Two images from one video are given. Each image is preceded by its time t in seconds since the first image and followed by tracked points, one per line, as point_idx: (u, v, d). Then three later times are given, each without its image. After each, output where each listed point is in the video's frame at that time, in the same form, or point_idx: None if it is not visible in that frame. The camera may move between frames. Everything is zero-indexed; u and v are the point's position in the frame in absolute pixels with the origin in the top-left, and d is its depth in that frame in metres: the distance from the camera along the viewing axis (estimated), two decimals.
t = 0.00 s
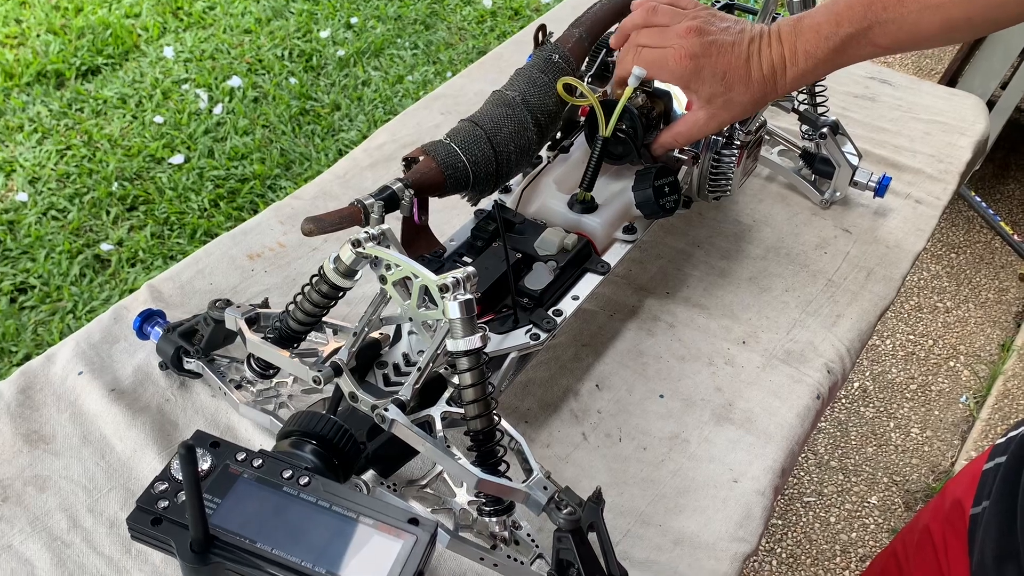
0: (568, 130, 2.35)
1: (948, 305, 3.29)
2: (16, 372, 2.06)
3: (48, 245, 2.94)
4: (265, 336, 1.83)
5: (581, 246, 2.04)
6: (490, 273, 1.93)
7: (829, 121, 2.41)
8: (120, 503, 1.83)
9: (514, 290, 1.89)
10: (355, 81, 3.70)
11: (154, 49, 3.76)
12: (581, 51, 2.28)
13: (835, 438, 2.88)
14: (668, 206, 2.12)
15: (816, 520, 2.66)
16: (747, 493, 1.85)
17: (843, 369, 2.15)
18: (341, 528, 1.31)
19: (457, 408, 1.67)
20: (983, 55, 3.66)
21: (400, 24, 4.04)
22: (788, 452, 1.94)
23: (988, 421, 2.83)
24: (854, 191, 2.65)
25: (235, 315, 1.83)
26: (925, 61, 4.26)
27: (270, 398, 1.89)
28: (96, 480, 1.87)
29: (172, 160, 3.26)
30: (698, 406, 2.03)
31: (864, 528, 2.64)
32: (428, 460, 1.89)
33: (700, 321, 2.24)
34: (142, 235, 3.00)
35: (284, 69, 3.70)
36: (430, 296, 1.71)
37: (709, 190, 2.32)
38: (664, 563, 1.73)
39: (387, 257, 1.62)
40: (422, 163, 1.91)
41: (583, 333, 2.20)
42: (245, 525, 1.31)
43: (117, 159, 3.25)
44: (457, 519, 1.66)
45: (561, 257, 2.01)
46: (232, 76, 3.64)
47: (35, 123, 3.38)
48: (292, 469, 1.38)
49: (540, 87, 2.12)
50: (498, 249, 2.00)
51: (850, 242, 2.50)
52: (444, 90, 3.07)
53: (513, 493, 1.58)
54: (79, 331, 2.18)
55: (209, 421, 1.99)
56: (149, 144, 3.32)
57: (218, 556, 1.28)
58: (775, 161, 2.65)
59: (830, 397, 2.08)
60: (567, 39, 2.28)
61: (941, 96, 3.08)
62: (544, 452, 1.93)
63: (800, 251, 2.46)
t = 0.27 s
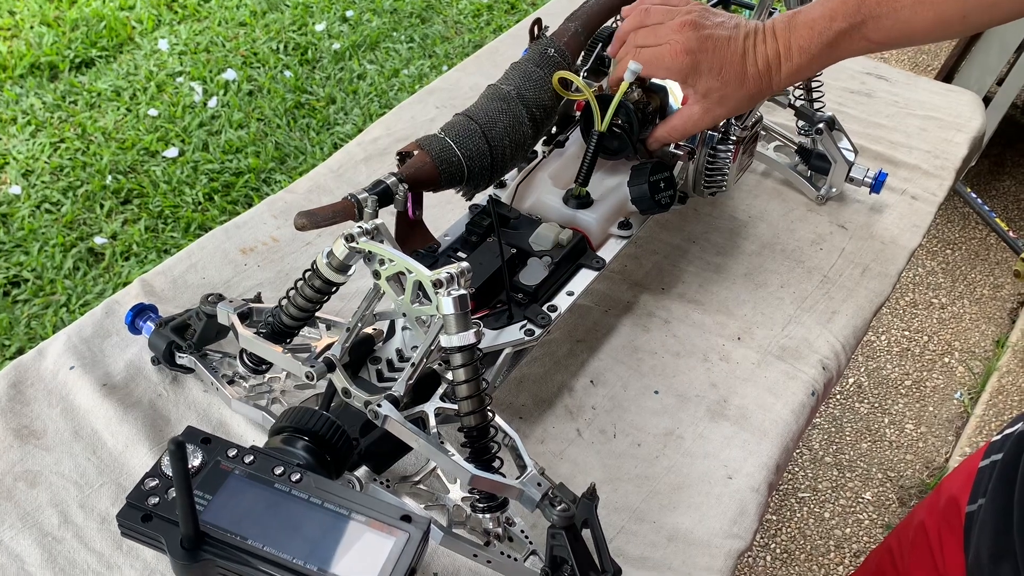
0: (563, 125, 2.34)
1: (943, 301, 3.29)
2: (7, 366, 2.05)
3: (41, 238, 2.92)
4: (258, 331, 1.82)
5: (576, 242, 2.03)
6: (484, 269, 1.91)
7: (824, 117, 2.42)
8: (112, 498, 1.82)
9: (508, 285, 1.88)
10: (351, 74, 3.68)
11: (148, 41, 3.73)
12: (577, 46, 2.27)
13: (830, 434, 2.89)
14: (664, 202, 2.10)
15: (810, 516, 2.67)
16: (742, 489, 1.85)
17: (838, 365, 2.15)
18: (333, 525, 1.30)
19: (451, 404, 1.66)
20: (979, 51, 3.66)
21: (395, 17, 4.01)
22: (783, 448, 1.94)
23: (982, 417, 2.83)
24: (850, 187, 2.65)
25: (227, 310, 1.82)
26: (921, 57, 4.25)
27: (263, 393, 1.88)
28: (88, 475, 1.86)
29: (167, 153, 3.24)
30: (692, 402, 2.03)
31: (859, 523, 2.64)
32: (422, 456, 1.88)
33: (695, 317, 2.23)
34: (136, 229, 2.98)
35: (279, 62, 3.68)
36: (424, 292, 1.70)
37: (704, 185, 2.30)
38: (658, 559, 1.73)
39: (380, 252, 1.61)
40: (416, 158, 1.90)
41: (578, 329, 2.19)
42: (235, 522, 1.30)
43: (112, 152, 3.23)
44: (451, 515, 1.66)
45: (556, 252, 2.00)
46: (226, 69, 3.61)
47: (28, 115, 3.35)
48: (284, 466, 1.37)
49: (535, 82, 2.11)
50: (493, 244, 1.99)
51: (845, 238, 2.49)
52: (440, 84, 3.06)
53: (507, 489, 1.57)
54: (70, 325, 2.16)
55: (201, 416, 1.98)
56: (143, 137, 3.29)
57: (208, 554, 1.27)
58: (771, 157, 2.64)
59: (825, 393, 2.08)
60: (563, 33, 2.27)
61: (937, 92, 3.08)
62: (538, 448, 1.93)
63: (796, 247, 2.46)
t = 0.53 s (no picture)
0: (558, 122, 2.33)
1: (936, 298, 3.30)
2: None
3: (33, 235, 2.90)
4: (251, 329, 1.81)
5: (571, 239, 2.02)
6: (479, 266, 1.91)
7: (820, 114, 2.41)
8: (104, 497, 1.81)
9: (503, 282, 1.88)
10: (345, 70, 3.67)
11: (141, 37, 3.70)
12: (571, 42, 2.26)
13: (824, 431, 2.89)
14: (659, 199, 2.10)
15: (804, 513, 2.67)
16: (736, 487, 1.85)
17: (832, 362, 2.15)
18: (326, 524, 1.29)
19: (445, 402, 1.66)
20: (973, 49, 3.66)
21: (389, 13, 4.00)
22: (778, 445, 1.94)
23: (975, 414, 2.84)
24: (844, 184, 2.65)
25: (220, 308, 1.81)
26: (915, 54, 4.26)
27: (256, 391, 1.86)
28: (80, 474, 1.84)
29: (160, 149, 3.22)
30: (687, 400, 2.03)
31: (852, 520, 2.65)
32: (416, 454, 1.87)
33: (689, 314, 2.23)
34: (129, 226, 2.96)
35: (272, 58, 3.66)
36: (419, 289, 1.70)
37: (699, 183, 2.30)
38: (652, 556, 1.73)
39: (374, 249, 1.60)
40: (410, 155, 1.89)
41: (572, 326, 2.18)
42: (229, 520, 1.29)
43: (104, 148, 3.21)
44: (445, 514, 1.65)
45: (551, 249, 2.00)
46: (220, 65, 3.59)
47: (20, 111, 3.33)
48: (278, 464, 1.36)
49: (530, 78, 2.10)
50: (487, 241, 1.98)
51: (840, 235, 2.50)
52: (435, 80, 3.04)
53: (502, 488, 1.57)
54: (62, 323, 2.15)
55: (194, 415, 1.97)
56: (136, 133, 3.27)
57: (202, 553, 1.26)
58: (766, 154, 2.64)
59: (819, 391, 2.08)
60: (557, 30, 2.26)
61: (931, 89, 3.08)
62: (533, 446, 1.92)
63: (790, 244, 2.46)
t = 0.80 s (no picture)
0: (554, 122, 2.34)
1: (930, 297, 3.32)
2: None
3: (27, 236, 2.90)
4: (250, 330, 1.81)
5: (568, 239, 2.03)
6: (477, 266, 1.92)
7: (815, 114, 2.42)
8: (103, 497, 1.81)
9: (501, 282, 1.88)
10: (339, 71, 3.67)
11: (135, 39, 3.70)
12: (568, 43, 2.27)
13: (819, 430, 2.91)
14: (656, 199, 2.11)
15: (800, 512, 2.69)
16: (733, 485, 1.86)
17: (827, 361, 2.17)
18: (327, 523, 1.30)
19: (444, 401, 1.66)
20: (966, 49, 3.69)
21: (384, 14, 4.00)
22: (774, 444, 1.95)
23: (969, 412, 2.86)
24: (839, 184, 2.67)
25: (219, 308, 1.81)
26: (908, 54, 4.29)
27: (255, 392, 1.86)
28: (78, 475, 1.84)
29: (154, 151, 3.22)
30: (684, 399, 2.04)
31: (848, 519, 2.67)
32: (415, 454, 1.88)
33: (686, 314, 2.24)
34: (124, 227, 2.96)
35: (267, 59, 3.66)
36: (417, 290, 1.70)
37: (695, 182, 2.31)
38: (650, 555, 1.74)
39: (373, 249, 1.60)
40: (408, 155, 1.89)
41: (570, 326, 2.19)
42: (230, 520, 1.30)
43: (98, 150, 3.20)
44: (444, 513, 1.65)
45: (549, 249, 2.01)
46: (214, 66, 3.59)
47: (14, 113, 3.32)
48: (278, 464, 1.37)
49: (527, 79, 2.11)
50: (485, 241, 1.99)
51: (835, 235, 2.51)
52: (430, 81, 3.05)
53: (501, 487, 1.57)
54: (59, 324, 2.14)
55: (193, 415, 1.97)
56: (131, 134, 3.27)
57: (204, 552, 1.26)
58: (761, 154, 2.65)
59: (815, 389, 2.10)
60: (554, 31, 2.27)
61: (924, 89, 3.10)
62: (531, 445, 1.93)
63: (786, 244, 2.47)
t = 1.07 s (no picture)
0: (549, 124, 2.34)
1: (924, 297, 3.33)
2: None
3: (22, 238, 2.89)
4: (244, 331, 1.81)
5: (562, 240, 2.04)
6: (471, 267, 1.92)
7: (807, 115, 2.43)
8: (97, 499, 1.81)
9: (495, 284, 1.89)
10: (334, 73, 3.67)
11: (129, 40, 3.70)
12: (562, 45, 2.27)
13: (814, 430, 2.92)
14: (649, 200, 2.12)
15: (795, 511, 2.70)
16: (727, 485, 1.87)
17: (821, 361, 2.17)
18: (321, 524, 1.30)
19: (438, 402, 1.67)
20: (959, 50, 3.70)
21: (379, 16, 4.00)
22: (768, 444, 1.96)
23: (963, 412, 2.87)
24: (832, 185, 2.67)
25: (212, 310, 1.81)
26: (902, 55, 4.30)
27: (248, 394, 1.86)
28: (72, 477, 1.84)
29: (149, 152, 3.22)
30: (678, 399, 2.04)
31: (843, 518, 2.67)
32: (409, 455, 1.88)
33: (680, 314, 2.25)
34: (119, 228, 2.95)
35: (262, 61, 3.66)
36: (411, 291, 1.70)
37: (689, 183, 2.32)
38: (644, 555, 1.74)
39: (366, 251, 1.60)
40: (402, 157, 1.90)
41: (564, 327, 2.20)
42: (224, 522, 1.30)
43: (93, 151, 3.20)
44: (438, 514, 1.65)
45: (543, 251, 2.01)
46: (209, 68, 3.59)
47: (8, 114, 3.32)
48: (272, 465, 1.37)
49: (521, 81, 2.11)
50: (479, 243, 1.99)
51: (829, 235, 2.52)
52: (425, 82, 3.05)
53: (495, 487, 1.58)
54: (54, 326, 2.14)
55: (187, 417, 1.97)
56: (126, 136, 3.27)
57: (197, 554, 1.26)
58: (755, 155, 2.66)
59: (808, 389, 2.10)
60: (548, 32, 2.27)
61: (918, 90, 3.12)
62: (525, 446, 1.94)
63: (779, 244, 2.48)
